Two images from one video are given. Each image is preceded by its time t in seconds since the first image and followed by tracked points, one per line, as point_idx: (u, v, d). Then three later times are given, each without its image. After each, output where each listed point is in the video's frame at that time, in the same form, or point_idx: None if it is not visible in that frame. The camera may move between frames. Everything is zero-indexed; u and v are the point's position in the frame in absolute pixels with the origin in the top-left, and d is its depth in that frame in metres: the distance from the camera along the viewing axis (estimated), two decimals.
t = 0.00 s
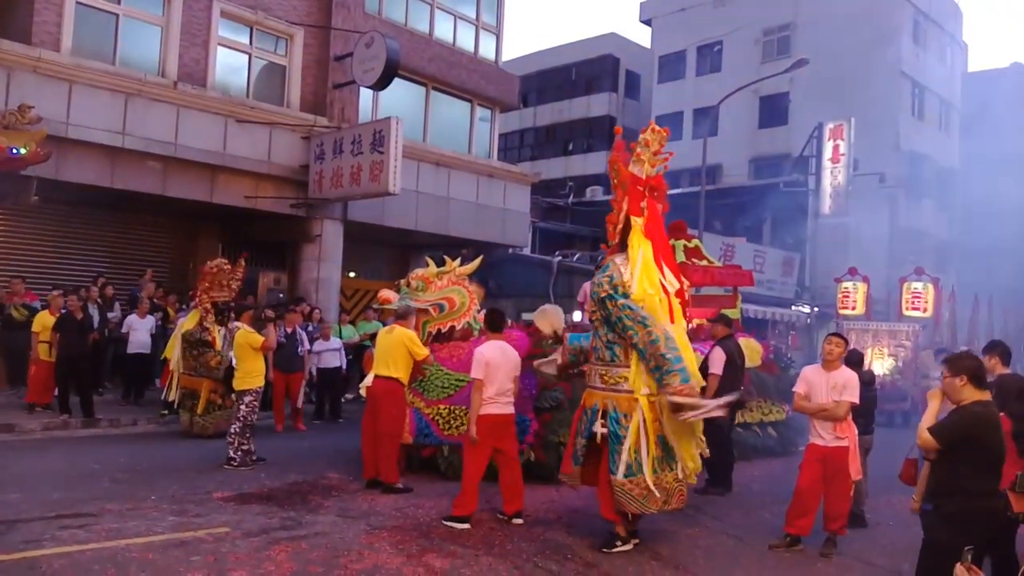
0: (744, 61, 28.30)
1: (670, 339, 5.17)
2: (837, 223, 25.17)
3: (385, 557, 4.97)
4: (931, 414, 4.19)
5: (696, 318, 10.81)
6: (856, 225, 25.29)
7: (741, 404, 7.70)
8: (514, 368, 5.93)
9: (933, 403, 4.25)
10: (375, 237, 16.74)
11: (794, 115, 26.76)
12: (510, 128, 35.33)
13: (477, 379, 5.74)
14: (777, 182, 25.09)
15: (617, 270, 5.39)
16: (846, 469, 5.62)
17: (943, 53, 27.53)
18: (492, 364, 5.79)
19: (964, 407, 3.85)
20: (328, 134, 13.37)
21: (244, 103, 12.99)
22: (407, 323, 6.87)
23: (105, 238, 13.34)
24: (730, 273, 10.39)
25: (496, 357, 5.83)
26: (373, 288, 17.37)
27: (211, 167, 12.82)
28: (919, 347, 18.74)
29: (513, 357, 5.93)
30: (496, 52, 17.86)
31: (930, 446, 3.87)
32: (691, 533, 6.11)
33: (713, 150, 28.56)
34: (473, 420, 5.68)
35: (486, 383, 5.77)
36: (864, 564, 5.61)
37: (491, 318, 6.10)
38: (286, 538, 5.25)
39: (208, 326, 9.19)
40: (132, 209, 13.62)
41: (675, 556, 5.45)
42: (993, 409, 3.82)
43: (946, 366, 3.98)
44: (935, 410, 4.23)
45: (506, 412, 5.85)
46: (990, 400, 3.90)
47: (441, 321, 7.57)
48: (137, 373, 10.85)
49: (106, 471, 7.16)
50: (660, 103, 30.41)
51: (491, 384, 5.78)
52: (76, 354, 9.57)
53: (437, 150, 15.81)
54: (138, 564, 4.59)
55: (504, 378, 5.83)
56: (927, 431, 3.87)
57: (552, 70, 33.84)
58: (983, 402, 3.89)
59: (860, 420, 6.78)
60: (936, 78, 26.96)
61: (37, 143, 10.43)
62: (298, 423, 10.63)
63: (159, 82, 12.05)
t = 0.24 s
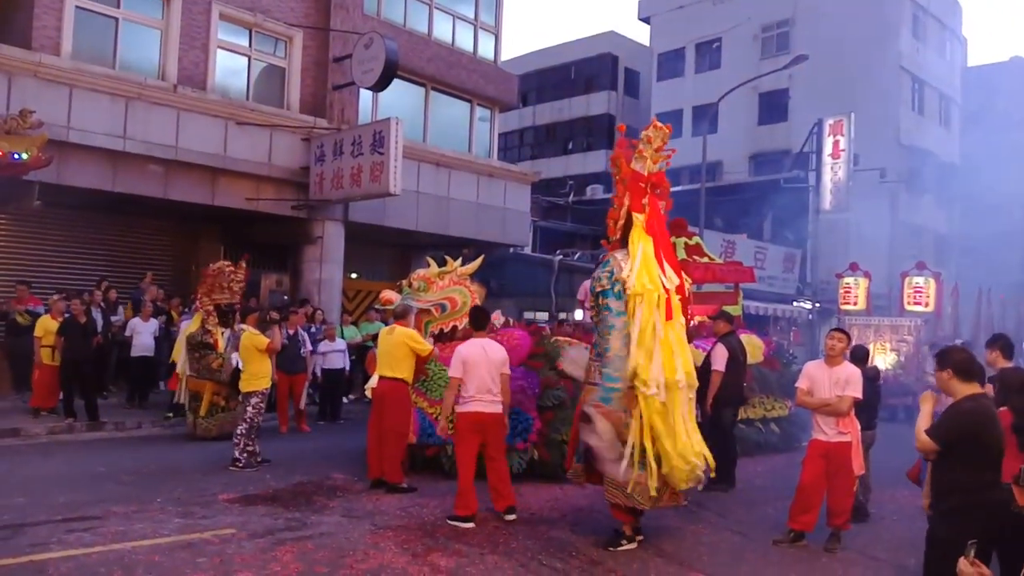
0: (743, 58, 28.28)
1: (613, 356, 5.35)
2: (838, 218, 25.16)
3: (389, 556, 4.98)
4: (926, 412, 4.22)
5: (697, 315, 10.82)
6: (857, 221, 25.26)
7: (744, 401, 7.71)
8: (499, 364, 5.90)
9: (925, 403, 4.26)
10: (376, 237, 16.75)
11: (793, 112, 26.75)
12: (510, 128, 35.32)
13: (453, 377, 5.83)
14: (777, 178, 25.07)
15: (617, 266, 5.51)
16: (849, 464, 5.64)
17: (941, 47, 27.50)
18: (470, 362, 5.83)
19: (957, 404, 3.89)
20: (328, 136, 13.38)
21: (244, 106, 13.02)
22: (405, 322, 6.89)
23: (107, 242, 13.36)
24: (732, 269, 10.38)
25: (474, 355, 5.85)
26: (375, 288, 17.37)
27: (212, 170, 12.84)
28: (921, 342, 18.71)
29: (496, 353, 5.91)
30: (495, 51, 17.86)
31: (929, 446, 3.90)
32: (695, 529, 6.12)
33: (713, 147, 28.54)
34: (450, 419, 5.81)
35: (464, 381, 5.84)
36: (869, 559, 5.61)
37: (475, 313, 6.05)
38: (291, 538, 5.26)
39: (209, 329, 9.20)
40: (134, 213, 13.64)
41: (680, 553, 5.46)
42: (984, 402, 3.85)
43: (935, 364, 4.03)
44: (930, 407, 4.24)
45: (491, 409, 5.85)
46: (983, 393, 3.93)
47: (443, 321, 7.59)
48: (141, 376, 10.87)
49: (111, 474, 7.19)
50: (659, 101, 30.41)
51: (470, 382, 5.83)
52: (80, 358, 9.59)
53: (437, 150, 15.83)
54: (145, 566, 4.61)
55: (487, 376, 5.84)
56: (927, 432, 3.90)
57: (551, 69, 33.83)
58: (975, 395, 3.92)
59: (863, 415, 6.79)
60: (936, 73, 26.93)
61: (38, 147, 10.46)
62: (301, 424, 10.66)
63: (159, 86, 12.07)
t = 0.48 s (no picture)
0: (743, 59, 28.29)
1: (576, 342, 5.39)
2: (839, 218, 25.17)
3: (394, 559, 5.00)
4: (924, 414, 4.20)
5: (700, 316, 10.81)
6: (857, 221, 25.27)
7: (747, 402, 7.75)
8: (493, 363, 5.85)
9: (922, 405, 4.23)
10: (379, 240, 16.79)
11: (794, 113, 26.75)
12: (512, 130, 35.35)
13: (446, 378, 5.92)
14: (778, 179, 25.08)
15: (637, 269, 5.41)
16: (853, 464, 5.64)
17: (942, 48, 27.49)
18: (461, 363, 5.87)
19: (953, 405, 3.88)
20: (332, 139, 13.42)
21: (248, 109, 13.05)
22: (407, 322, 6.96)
23: (111, 246, 13.40)
24: (734, 270, 10.38)
25: (466, 355, 5.87)
26: (378, 290, 17.41)
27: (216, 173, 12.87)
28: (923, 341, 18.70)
29: (490, 352, 5.87)
30: (497, 54, 17.89)
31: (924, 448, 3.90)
32: (700, 530, 6.12)
33: (714, 148, 28.55)
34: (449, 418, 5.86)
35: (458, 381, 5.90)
36: (874, 560, 5.61)
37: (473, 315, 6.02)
38: (295, 541, 5.28)
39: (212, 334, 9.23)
40: (137, 217, 13.68)
41: (684, 554, 5.46)
42: (980, 402, 3.84)
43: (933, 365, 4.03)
44: (927, 410, 4.22)
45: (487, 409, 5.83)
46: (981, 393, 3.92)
47: (446, 323, 7.59)
48: (144, 379, 10.91)
49: (115, 477, 7.21)
50: (660, 103, 30.43)
51: (464, 382, 5.87)
52: (84, 361, 9.63)
53: (440, 152, 15.85)
54: (148, 570, 4.63)
55: (481, 375, 5.83)
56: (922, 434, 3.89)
57: (553, 72, 33.86)
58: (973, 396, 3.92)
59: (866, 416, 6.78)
60: (936, 74, 26.93)
61: (42, 152, 10.52)
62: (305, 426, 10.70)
63: (164, 90, 12.11)
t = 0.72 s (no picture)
0: (745, 62, 28.31)
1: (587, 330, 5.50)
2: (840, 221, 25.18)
3: (392, 559, 5.00)
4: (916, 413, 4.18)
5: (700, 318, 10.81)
6: (858, 225, 25.28)
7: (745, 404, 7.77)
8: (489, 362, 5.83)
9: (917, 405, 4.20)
10: (379, 241, 16.79)
11: (796, 117, 26.75)
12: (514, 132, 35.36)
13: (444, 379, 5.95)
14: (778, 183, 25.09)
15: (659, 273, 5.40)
16: (851, 467, 5.64)
17: (943, 52, 27.51)
18: (457, 364, 5.89)
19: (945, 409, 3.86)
20: (332, 140, 13.42)
21: (248, 109, 13.05)
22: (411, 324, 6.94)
23: (111, 246, 13.42)
24: (734, 273, 10.38)
25: (462, 356, 5.88)
26: (378, 292, 17.41)
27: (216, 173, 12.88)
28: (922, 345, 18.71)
29: (486, 352, 5.87)
30: (499, 56, 17.90)
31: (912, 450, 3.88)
32: (698, 532, 6.11)
33: (716, 151, 28.56)
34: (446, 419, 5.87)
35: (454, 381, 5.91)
36: (872, 562, 5.60)
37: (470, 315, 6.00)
38: (293, 541, 5.28)
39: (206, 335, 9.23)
40: (137, 217, 13.69)
41: (682, 556, 5.46)
42: (972, 408, 3.83)
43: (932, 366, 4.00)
44: (920, 410, 4.19)
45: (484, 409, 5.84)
46: (974, 398, 3.90)
47: (445, 325, 7.59)
48: (143, 379, 10.91)
49: (113, 476, 7.22)
50: (661, 105, 30.45)
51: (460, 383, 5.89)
52: (82, 361, 9.62)
53: (442, 154, 15.86)
54: (146, 569, 4.63)
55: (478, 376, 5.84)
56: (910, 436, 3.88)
57: (554, 74, 33.88)
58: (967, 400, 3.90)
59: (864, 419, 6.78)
60: (938, 79, 26.94)
61: (41, 151, 10.53)
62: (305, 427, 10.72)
63: (164, 89, 12.11)
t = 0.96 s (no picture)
0: (744, 62, 28.32)
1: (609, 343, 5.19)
2: (837, 222, 25.22)
3: (388, 557, 4.99)
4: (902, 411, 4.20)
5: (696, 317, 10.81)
6: (855, 226, 25.32)
7: (741, 403, 7.79)
8: (486, 362, 5.85)
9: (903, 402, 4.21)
10: (377, 239, 16.79)
11: (794, 117, 26.77)
12: (512, 131, 35.35)
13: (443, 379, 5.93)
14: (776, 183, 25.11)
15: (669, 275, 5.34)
16: (846, 467, 5.65)
17: (942, 54, 27.56)
18: (455, 364, 5.88)
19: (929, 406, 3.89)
20: (330, 137, 13.42)
21: (246, 106, 13.03)
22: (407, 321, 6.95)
23: (106, 242, 13.40)
24: (731, 273, 10.39)
25: (461, 355, 5.88)
26: (375, 289, 17.41)
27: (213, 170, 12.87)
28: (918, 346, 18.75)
29: (485, 351, 5.88)
30: (497, 54, 17.90)
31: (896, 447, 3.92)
32: (693, 531, 6.12)
33: (714, 151, 28.57)
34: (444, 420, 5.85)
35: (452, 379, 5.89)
36: (866, 561, 5.62)
37: (468, 315, 6.01)
38: (289, 538, 5.27)
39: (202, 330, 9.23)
40: (133, 214, 13.67)
41: (677, 554, 5.47)
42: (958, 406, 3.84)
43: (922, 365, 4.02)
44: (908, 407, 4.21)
45: (483, 408, 5.85)
46: (963, 397, 3.91)
47: (442, 323, 7.59)
48: (139, 376, 10.90)
49: (109, 472, 7.21)
50: (660, 105, 30.47)
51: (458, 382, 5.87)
52: (78, 357, 9.60)
53: (440, 153, 15.87)
54: (142, 565, 4.63)
55: (475, 376, 5.83)
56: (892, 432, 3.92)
57: (553, 73, 33.89)
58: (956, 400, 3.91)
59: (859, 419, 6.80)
60: (936, 80, 26.98)
61: (37, 146, 10.52)
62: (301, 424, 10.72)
63: (162, 86, 12.10)
